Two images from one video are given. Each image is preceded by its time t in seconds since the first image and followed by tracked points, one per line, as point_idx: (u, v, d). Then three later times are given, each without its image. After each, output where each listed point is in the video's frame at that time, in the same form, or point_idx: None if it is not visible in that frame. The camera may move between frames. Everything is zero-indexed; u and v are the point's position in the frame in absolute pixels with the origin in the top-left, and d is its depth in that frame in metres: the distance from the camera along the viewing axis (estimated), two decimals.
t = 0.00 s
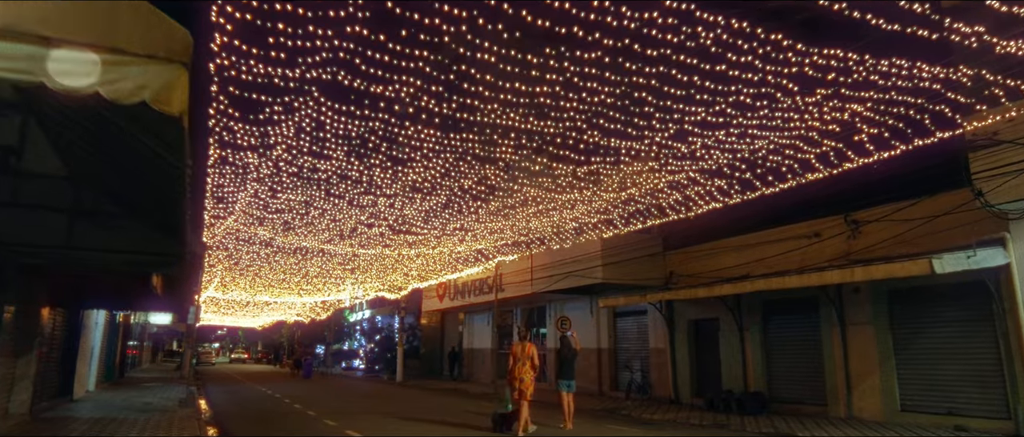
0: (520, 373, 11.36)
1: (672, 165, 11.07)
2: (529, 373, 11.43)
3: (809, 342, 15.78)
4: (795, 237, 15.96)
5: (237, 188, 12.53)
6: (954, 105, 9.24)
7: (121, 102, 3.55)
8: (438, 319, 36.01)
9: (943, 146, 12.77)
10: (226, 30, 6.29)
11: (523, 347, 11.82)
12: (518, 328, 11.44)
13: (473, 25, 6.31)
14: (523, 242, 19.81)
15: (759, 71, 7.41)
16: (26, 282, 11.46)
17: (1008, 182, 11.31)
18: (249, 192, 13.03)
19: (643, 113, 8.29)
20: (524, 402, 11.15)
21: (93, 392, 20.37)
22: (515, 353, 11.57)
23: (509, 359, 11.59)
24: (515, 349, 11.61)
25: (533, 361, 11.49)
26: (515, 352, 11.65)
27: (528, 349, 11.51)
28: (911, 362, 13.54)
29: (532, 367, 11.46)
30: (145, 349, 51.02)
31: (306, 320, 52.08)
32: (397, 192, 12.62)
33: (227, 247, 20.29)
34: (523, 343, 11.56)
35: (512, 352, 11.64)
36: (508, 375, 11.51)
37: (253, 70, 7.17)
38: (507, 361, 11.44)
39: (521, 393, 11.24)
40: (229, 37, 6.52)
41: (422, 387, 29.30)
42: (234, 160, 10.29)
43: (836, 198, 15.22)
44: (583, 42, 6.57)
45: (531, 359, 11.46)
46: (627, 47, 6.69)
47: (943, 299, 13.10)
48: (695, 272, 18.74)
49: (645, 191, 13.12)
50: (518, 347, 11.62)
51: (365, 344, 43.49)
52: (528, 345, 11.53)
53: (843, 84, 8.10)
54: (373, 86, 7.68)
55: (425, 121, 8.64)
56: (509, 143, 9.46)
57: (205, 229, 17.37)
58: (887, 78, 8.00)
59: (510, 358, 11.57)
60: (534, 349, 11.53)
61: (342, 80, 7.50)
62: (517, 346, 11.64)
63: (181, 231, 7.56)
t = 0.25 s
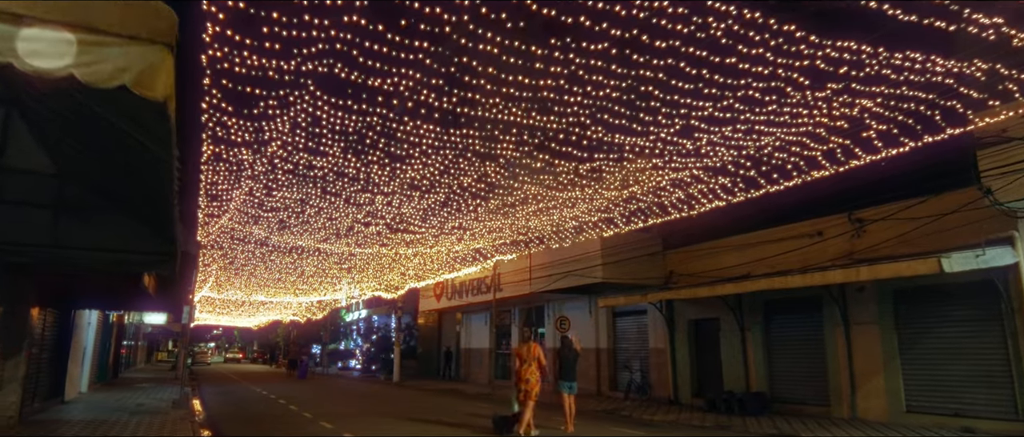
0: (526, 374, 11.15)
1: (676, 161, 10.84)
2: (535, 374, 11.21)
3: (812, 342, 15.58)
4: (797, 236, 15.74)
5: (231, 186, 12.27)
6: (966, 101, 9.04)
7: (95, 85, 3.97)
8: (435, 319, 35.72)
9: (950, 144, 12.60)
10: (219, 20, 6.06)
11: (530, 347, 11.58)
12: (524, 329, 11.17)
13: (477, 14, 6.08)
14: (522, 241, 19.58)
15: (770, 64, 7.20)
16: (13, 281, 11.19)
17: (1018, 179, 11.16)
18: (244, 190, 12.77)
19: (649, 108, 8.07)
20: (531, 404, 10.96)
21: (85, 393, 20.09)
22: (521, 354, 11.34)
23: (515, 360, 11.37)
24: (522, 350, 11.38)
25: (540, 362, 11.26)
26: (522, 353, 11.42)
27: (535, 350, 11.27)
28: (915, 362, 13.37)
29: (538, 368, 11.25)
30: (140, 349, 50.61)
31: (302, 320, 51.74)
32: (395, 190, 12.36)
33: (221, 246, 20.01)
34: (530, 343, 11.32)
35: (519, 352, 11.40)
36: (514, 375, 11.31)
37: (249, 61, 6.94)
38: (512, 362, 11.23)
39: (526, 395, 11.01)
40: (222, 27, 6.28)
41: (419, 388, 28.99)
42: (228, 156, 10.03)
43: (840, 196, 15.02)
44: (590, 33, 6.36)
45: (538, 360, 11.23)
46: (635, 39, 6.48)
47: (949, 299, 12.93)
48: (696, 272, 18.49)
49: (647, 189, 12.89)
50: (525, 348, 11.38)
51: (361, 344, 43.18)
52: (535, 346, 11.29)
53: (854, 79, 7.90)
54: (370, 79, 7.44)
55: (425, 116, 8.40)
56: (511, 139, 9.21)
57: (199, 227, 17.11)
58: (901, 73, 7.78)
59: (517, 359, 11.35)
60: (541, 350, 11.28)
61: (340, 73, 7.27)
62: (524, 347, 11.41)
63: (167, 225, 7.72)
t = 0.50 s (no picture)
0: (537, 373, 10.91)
1: (683, 158, 10.66)
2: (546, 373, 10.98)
3: (818, 342, 15.39)
4: (803, 234, 15.54)
5: (230, 182, 12.07)
6: (981, 94, 8.85)
7: (85, 62, 4.37)
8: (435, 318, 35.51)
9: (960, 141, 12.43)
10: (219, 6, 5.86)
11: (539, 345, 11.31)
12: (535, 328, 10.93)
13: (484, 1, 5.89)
14: (524, 239, 19.38)
15: (784, 55, 7.01)
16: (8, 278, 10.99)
17: None
18: (243, 187, 12.57)
19: (659, 101, 7.89)
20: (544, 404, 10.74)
21: (82, 393, 19.88)
22: (531, 353, 11.09)
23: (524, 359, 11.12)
24: (532, 349, 11.12)
25: (550, 361, 11.02)
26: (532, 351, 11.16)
27: (545, 349, 11.01)
28: (925, 361, 13.18)
29: (548, 367, 11.01)
30: (139, 348, 50.41)
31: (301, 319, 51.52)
32: (396, 187, 12.17)
33: (220, 244, 19.81)
34: (539, 342, 11.07)
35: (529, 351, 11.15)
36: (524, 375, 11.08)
37: (249, 51, 6.73)
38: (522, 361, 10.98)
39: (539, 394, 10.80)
40: (221, 14, 6.08)
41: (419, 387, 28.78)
42: (227, 151, 9.82)
43: (847, 194, 14.84)
44: (601, 21, 6.17)
45: (548, 359, 10.99)
46: (647, 27, 6.29)
47: (959, 297, 12.76)
48: (700, 271, 18.29)
49: (653, 186, 12.70)
50: (534, 346, 11.13)
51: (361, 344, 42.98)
52: (545, 345, 11.03)
53: (869, 71, 7.72)
54: (373, 70, 7.23)
55: (428, 109, 8.20)
56: (516, 134, 9.01)
57: (198, 225, 16.91)
58: (917, 65, 7.60)
59: (526, 358, 11.09)
60: (551, 349, 11.03)
61: (342, 64, 7.05)
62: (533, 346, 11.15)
63: (164, 215, 7.26)
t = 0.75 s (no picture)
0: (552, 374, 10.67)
1: (695, 153, 10.45)
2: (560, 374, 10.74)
3: (828, 341, 15.20)
4: (812, 232, 15.33)
5: (233, 179, 11.88)
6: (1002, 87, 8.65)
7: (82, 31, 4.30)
8: (438, 318, 35.31)
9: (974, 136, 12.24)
10: None
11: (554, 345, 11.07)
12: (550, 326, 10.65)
13: None
14: (528, 238, 19.18)
15: (804, 45, 6.81)
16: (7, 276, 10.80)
17: None
18: (246, 183, 12.38)
19: (673, 93, 7.69)
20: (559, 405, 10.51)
21: (82, 392, 19.69)
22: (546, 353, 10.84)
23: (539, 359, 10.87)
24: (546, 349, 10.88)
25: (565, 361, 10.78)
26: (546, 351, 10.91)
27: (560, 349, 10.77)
28: (938, 361, 12.96)
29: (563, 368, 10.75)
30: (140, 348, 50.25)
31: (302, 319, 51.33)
32: (401, 183, 11.96)
33: (221, 243, 19.61)
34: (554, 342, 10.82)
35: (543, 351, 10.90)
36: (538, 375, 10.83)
37: (253, 39, 6.53)
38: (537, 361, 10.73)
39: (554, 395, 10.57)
40: (225, 1, 5.86)
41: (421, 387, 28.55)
42: (230, 145, 9.63)
43: (858, 191, 14.63)
44: (618, 8, 5.96)
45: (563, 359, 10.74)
46: (665, 15, 6.10)
47: (972, 296, 12.56)
48: (706, 270, 18.07)
49: (662, 182, 12.50)
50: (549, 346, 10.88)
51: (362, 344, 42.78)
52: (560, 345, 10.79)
53: (890, 62, 7.51)
54: (381, 61, 7.02)
55: (437, 102, 8.00)
56: (525, 128, 8.81)
57: (199, 223, 16.72)
58: (939, 57, 7.40)
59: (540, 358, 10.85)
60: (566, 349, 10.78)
61: (349, 54, 6.85)
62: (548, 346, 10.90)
63: (165, 211, 7.42)
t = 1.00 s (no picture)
0: (567, 378, 10.34)
1: (705, 153, 10.26)
2: (576, 378, 10.41)
3: (835, 344, 15.01)
4: (821, 233, 15.18)
5: (233, 178, 11.68)
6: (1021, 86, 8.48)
7: (72, 14, 4.05)
8: (438, 319, 35.11)
9: (986, 137, 12.10)
10: None
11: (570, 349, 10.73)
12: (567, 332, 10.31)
13: None
14: (531, 238, 18.98)
15: (822, 41, 6.63)
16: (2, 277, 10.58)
17: None
18: (246, 183, 12.17)
19: (686, 91, 7.53)
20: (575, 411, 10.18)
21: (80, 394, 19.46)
22: (561, 357, 10.51)
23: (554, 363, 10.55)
24: (562, 353, 10.55)
25: (581, 365, 10.43)
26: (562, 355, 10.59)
27: (577, 353, 10.42)
28: (949, 364, 12.76)
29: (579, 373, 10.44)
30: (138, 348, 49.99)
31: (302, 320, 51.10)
32: (405, 183, 11.77)
33: (221, 243, 19.40)
34: (570, 345, 10.49)
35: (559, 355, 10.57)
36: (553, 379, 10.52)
37: (256, 34, 6.34)
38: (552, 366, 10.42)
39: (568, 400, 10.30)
40: None
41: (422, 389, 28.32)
42: (230, 144, 9.43)
43: (867, 192, 14.46)
44: (634, 2, 5.79)
45: (580, 364, 10.40)
46: (683, 10, 5.93)
47: (986, 299, 12.38)
48: (712, 271, 17.91)
49: (669, 183, 12.31)
50: (565, 350, 10.55)
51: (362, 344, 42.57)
52: (576, 349, 10.44)
53: (910, 60, 7.34)
54: (387, 57, 6.83)
55: (443, 100, 7.81)
56: (533, 127, 8.63)
57: (199, 223, 16.52)
58: (959, 55, 7.23)
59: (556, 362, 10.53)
60: (582, 353, 10.43)
61: (354, 49, 6.67)
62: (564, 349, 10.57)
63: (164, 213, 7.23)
